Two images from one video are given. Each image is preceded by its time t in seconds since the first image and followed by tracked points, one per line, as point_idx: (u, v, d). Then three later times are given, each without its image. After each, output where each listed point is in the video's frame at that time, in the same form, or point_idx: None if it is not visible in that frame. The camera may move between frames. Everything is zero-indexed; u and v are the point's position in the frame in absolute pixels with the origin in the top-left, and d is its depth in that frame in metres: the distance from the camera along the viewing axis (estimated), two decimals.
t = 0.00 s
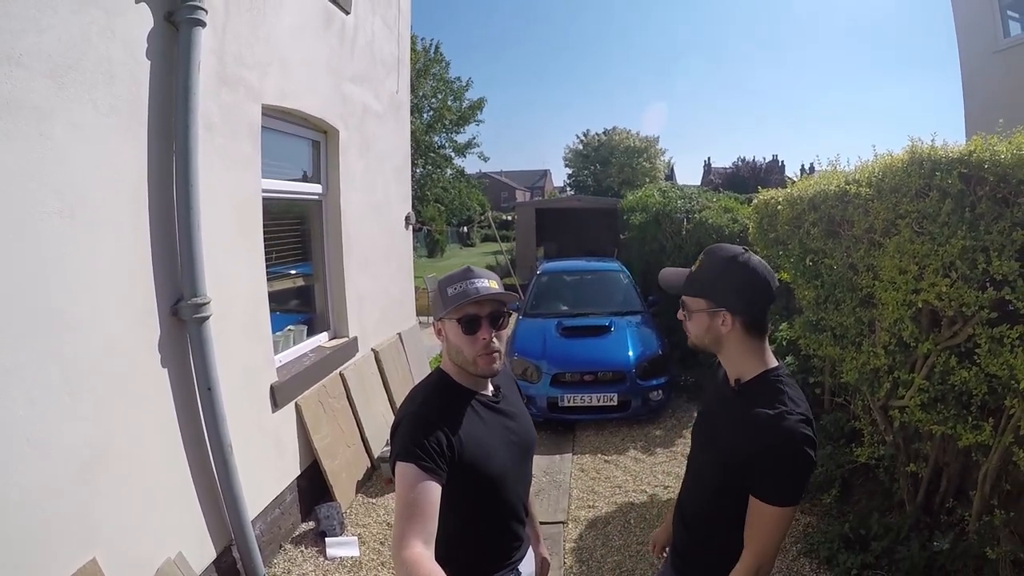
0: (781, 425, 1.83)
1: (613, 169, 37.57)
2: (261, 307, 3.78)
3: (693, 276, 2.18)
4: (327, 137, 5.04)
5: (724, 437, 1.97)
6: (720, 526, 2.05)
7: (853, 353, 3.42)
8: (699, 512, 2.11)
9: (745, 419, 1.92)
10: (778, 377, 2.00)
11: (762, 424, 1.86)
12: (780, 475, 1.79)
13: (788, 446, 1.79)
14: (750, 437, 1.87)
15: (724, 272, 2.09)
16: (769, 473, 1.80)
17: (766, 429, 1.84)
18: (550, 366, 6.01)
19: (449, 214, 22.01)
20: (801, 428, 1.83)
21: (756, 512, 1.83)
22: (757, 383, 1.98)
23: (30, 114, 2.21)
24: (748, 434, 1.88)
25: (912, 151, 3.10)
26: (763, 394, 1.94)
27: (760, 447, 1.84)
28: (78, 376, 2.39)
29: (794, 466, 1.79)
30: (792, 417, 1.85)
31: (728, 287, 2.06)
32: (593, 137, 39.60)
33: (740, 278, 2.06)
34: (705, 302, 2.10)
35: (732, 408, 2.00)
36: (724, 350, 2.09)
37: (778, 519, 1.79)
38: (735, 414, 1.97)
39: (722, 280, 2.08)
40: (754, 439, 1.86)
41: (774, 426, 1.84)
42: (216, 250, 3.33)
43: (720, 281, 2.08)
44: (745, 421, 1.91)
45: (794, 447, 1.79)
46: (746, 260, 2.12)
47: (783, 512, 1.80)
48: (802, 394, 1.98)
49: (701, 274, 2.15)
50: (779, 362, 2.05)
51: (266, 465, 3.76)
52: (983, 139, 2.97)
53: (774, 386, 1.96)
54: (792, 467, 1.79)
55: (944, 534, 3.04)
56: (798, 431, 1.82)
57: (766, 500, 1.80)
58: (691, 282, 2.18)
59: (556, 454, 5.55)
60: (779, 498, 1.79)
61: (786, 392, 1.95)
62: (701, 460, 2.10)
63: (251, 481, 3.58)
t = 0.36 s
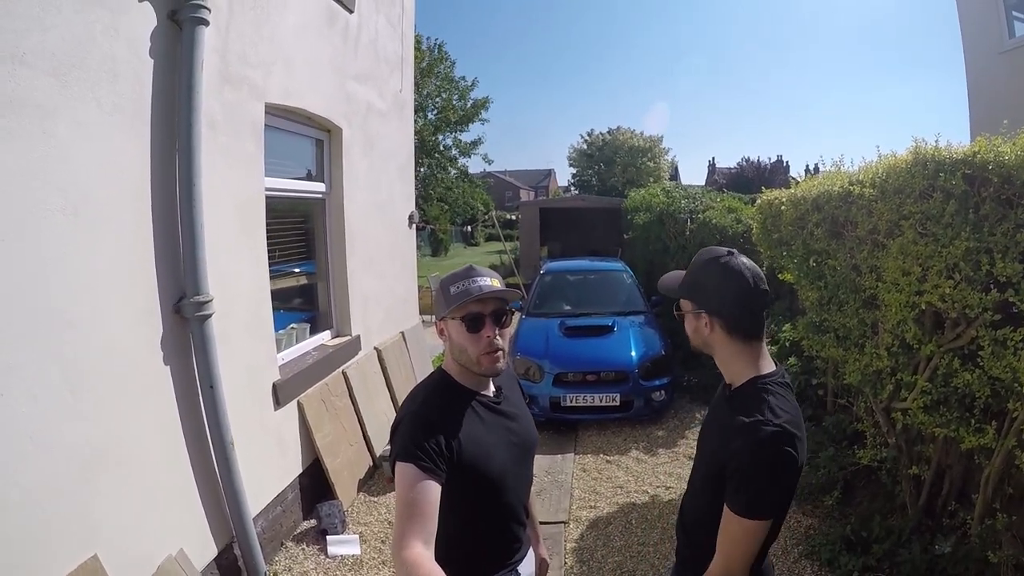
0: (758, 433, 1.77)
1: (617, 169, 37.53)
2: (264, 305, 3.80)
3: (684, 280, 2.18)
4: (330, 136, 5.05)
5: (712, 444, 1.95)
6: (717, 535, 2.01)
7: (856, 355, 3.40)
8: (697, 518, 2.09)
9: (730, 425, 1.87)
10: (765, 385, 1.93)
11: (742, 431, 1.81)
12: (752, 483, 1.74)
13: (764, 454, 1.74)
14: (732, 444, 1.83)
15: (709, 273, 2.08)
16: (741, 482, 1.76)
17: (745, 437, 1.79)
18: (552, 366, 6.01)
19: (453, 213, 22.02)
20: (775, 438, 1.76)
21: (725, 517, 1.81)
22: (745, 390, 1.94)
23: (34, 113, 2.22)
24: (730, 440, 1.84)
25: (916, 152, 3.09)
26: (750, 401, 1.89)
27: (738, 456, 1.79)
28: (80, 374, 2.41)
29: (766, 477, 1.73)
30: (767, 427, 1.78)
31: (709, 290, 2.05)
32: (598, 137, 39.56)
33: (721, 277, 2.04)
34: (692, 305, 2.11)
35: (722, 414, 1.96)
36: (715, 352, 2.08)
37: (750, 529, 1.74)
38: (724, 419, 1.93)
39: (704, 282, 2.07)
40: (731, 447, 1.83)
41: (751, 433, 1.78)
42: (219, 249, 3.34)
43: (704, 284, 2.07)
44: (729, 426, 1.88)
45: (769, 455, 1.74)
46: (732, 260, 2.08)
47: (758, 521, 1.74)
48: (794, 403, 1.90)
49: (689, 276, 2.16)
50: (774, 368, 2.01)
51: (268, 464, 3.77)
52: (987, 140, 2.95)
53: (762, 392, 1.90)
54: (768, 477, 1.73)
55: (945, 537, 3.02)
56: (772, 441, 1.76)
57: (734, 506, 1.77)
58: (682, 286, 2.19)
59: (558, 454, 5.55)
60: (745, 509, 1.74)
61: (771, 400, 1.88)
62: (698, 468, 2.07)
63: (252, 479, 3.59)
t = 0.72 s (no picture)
0: (766, 442, 1.77)
1: (625, 169, 37.45)
2: (268, 300, 3.81)
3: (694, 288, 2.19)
4: (338, 132, 5.06)
5: (717, 449, 1.94)
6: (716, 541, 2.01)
7: (859, 363, 3.39)
8: (696, 524, 2.09)
9: (738, 432, 1.87)
10: (775, 394, 1.93)
11: (750, 439, 1.81)
12: (758, 492, 1.74)
13: (771, 463, 1.74)
14: (739, 451, 1.82)
15: (719, 281, 2.07)
16: (746, 489, 1.75)
17: (754, 445, 1.79)
18: (555, 366, 6.01)
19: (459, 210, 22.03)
20: (784, 447, 1.76)
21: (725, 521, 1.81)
22: (754, 398, 1.94)
23: (41, 107, 2.23)
24: (738, 447, 1.84)
25: (924, 161, 3.07)
26: (758, 409, 1.89)
27: (745, 463, 1.79)
28: (84, 367, 2.42)
29: (770, 486, 1.73)
30: (777, 435, 1.78)
31: (718, 296, 2.05)
32: (606, 136, 39.48)
33: (730, 284, 2.03)
34: (702, 312, 2.11)
35: (729, 422, 1.96)
36: (725, 361, 2.07)
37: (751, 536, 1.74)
38: (732, 426, 1.93)
39: (713, 289, 2.07)
40: (738, 453, 1.82)
41: (759, 441, 1.78)
42: (224, 244, 3.36)
43: (714, 292, 2.07)
44: (737, 433, 1.87)
45: (776, 464, 1.74)
46: (740, 266, 2.08)
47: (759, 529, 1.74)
48: (802, 414, 1.90)
49: (699, 284, 2.16)
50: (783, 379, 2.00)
51: (269, 458, 3.79)
52: (997, 151, 2.93)
53: (772, 401, 1.90)
54: (774, 486, 1.73)
55: (944, 549, 3.01)
56: (780, 450, 1.75)
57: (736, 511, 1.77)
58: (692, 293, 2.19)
59: (559, 455, 5.56)
60: (748, 515, 1.74)
61: (781, 409, 1.88)
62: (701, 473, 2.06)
63: (253, 473, 3.61)
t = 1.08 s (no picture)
0: (776, 430, 1.77)
1: (616, 167, 37.52)
2: (263, 306, 3.79)
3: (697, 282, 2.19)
4: (329, 136, 5.04)
5: (723, 440, 1.94)
6: (723, 532, 2.01)
7: (856, 355, 3.41)
8: (701, 517, 2.08)
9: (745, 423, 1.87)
10: (780, 383, 1.93)
11: (759, 429, 1.80)
12: (772, 481, 1.73)
13: (783, 451, 1.74)
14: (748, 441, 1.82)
15: (725, 274, 2.08)
16: (759, 479, 1.75)
17: (763, 434, 1.79)
18: (552, 366, 6.01)
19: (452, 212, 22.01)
20: (794, 435, 1.76)
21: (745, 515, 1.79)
22: (759, 388, 1.93)
23: (31, 116, 2.21)
24: (746, 437, 1.84)
25: (916, 153, 3.09)
26: (765, 399, 1.89)
27: (756, 453, 1.78)
28: (79, 377, 2.40)
29: (782, 474, 1.73)
30: (787, 424, 1.78)
31: (726, 288, 2.05)
32: (596, 135, 39.55)
33: (736, 276, 2.05)
34: (707, 304, 2.11)
35: (733, 413, 1.96)
36: (731, 353, 2.06)
37: (773, 527, 1.73)
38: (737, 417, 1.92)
39: (719, 281, 2.08)
40: (748, 443, 1.82)
41: (768, 430, 1.78)
42: (218, 251, 3.34)
43: (721, 283, 2.08)
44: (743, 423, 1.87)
45: (788, 452, 1.74)
46: (747, 261, 2.09)
47: (777, 519, 1.73)
48: (807, 401, 1.91)
49: (702, 279, 2.17)
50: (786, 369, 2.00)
51: (268, 465, 3.77)
52: (987, 141, 2.95)
53: (778, 390, 1.90)
54: (787, 474, 1.73)
55: (945, 537, 3.03)
56: (791, 438, 1.76)
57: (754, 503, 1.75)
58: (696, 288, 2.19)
59: (558, 454, 5.56)
60: (765, 506, 1.73)
61: (788, 398, 1.89)
62: (703, 466, 2.06)
63: (252, 480, 3.59)
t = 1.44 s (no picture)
0: (790, 426, 1.79)
1: (610, 165, 37.56)
2: (260, 304, 3.77)
3: (710, 276, 2.18)
4: (325, 132, 5.02)
5: (731, 436, 1.95)
6: (728, 530, 2.02)
7: (851, 355, 3.43)
8: (705, 516, 2.08)
9: (756, 419, 1.88)
10: (790, 379, 1.96)
11: (771, 425, 1.82)
12: (787, 475, 1.74)
13: (799, 446, 1.75)
14: (761, 437, 1.83)
15: (748, 269, 2.10)
16: (776, 474, 1.76)
17: (777, 430, 1.80)
18: (547, 364, 6.02)
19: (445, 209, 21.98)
20: (810, 430, 1.78)
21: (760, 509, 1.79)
22: (769, 384, 1.96)
23: (25, 111, 2.18)
24: (758, 433, 1.85)
25: (913, 154, 3.11)
26: (776, 396, 1.91)
27: (770, 449, 1.79)
28: (74, 375, 2.38)
29: (799, 468, 1.74)
30: (802, 420, 1.80)
31: (753, 283, 2.06)
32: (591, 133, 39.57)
33: (757, 273, 2.09)
34: (729, 298, 2.08)
35: (741, 410, 1.97)
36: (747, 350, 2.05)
37: (789, 521, 1.73)
38: (746, 413, 1.94)
39: (742, 276, 2.09)
40: (762, 439, 1.83)
41: (782, 426, 1.80)
42: (214, 248, 3.32)
43: (747, 277, 2.08)
44: (753, 418, 1.89)
45: (804, 447, 1.75)
46: (761, 259, 2.14)
47: (793, 514, 1.74)
48: (815, 398, 1.94)
49: (716, 273, 2.16)
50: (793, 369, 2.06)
51: (264, 463, 3.75)
52: (984, 143, 2.97)
53: (789, 386, 1.93)
54: (803, 471, 1.74)
55: (939, 535, 3.06)
56: (807, 434, 1.77)
57: (772, 497, 1.76)
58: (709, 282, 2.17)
59: (553, 452, 5.56)
60: (782, 500, 1.74)
61: (798, 394, 1.91)
62: (708, 464, 2.06)
63: (248, 478, 3.57)
